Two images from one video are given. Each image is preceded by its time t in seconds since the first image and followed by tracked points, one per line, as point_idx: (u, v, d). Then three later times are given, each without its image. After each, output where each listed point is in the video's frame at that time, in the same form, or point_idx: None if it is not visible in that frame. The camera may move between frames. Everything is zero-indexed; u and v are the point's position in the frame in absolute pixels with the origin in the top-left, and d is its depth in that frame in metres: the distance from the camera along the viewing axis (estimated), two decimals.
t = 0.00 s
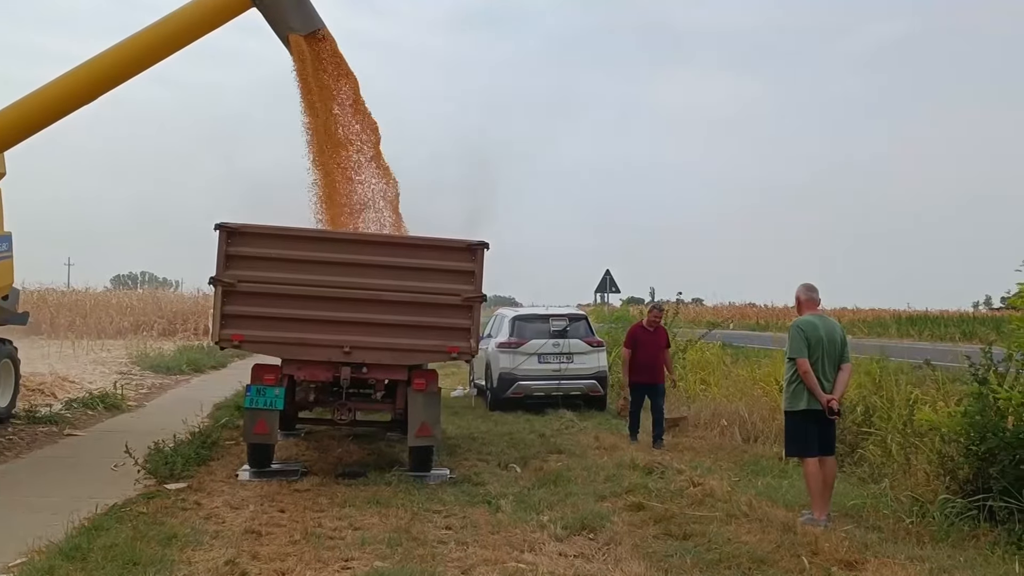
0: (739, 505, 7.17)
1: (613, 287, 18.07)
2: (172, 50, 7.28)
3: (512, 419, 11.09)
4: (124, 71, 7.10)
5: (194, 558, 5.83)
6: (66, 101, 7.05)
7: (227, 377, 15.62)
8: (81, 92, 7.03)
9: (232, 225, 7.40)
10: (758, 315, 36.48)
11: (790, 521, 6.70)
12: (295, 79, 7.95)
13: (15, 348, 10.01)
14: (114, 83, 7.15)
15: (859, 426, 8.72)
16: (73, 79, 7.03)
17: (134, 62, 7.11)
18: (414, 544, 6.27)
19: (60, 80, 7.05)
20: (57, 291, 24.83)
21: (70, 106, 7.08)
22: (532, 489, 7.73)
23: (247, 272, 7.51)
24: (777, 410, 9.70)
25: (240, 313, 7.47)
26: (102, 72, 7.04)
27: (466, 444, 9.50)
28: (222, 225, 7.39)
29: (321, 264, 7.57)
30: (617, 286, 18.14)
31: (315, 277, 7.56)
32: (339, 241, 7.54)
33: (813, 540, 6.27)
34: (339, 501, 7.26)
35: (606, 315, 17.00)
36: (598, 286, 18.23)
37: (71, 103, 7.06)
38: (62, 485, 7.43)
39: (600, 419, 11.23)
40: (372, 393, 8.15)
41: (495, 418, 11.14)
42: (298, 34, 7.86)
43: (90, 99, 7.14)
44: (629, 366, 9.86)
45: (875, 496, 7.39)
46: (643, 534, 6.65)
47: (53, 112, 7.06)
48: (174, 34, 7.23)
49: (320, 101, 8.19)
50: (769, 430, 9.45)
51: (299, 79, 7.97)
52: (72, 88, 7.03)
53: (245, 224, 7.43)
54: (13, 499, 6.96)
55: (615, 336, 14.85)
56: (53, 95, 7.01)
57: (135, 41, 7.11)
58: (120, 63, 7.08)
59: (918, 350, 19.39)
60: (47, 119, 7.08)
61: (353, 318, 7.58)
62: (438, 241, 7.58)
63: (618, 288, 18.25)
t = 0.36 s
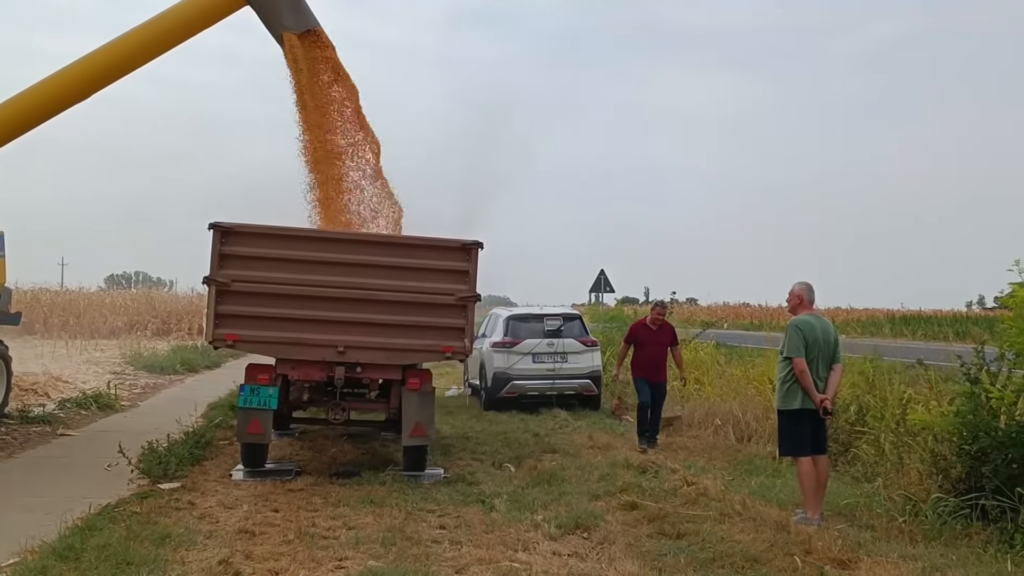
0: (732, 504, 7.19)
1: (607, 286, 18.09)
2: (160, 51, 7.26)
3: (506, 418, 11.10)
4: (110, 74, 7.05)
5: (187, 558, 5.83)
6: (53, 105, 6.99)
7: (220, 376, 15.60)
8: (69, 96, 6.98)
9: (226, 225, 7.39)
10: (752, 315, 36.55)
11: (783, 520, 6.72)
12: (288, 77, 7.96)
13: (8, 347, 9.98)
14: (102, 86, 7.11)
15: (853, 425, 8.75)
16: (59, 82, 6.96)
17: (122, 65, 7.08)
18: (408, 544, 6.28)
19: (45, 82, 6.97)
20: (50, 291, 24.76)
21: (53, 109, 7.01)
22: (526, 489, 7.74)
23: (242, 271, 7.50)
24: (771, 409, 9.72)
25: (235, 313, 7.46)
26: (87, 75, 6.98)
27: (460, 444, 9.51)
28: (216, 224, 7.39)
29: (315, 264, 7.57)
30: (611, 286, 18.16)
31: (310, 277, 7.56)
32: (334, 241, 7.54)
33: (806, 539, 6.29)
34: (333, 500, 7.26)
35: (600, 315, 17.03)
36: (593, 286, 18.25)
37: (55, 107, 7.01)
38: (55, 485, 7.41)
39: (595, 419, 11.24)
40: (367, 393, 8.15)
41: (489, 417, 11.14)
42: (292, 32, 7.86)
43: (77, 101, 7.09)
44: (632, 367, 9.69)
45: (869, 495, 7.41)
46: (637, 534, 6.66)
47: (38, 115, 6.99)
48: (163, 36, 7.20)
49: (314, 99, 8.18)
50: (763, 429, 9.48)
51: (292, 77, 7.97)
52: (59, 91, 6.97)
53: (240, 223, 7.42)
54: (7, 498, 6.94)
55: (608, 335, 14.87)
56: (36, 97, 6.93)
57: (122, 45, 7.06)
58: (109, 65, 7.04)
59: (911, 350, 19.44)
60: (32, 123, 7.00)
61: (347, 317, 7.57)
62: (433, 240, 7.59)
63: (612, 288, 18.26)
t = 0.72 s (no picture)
0: (725, 503, 7.20)
1: (601, 285, 18.09)
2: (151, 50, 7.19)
3: (499, 417, 11.10)
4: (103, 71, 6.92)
5: (179, 557, 5.81)
6: (43, 103, 6.82)
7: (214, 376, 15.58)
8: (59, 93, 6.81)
9: (218, 224, 7.38)
10: (746, 314, 36.62)
11: (776, 518, 6.74)
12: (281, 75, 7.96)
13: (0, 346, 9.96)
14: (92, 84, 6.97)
15: (846, 423, 8.77)
16: (48, 80, 6.81)
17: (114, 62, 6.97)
18: (401, 542, 6.28)
19: (33, 81, 6.80)
20: (42, 290, 24.69)
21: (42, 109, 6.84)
22: (519, 488, 7.74)
23: (234, 270, 7.48)
24: (764, 408, 9.75)
25: (228, 311, 7.45)
26: (81, 70, 6.84)
27: (453, 443, 9.50)
28: (208, 223, 7.37)
29: (308, 263, 7.56)
30: (605, 285, 18.17)
31: (302, 275, 7.55)
32: (328, 239, 7.54)
33: (799, 537, 6.30)
34: (326, 499, 7.25)
35: (594, 314, 17.04)
36: (586, 285, 18.26)
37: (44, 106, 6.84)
38: (47, 484, 7.39)
39: (588, 417, 11.26)
40: (360, 392, 8.14)
41: (482, 416, 11.14)
42: (284, 30, 7.88)
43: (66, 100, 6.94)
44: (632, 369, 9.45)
45: (861, 493, 7.43)
46: (630, 532, 6.67)
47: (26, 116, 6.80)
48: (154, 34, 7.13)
49: (308, 99, 8.20)
50: (756, 428, 9.50)
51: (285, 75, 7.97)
52: (48, 90, 6.81)
53: (232, 222, 7.41)
54: None
55: (602, 335, 14.89)
56: (28, 93, 6.75)
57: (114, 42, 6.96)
58: (101, 62, 6.92)
59: (904, 348, 19.49)
60: (21, 124, 6.81)
61: (340, 316, 7.57)
62: (426, 239, 7.58)
63: (605, 286, 18.28)
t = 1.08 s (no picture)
0: (719, 500, 7.22)
1: (595, 284, 18.11)
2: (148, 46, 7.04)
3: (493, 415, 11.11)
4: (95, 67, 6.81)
5: (173, 556, 5.80)
6: (35, 99, 6.75)
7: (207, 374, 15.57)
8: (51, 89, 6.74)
9: (212, 221, 7.36)
10: (739, 312, 36.70)
11: (769, 516, 6.75)
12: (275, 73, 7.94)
13: None
14: (88, 81, 6.89)
15: (839, 421, 8.81)
16: (42, 76, 6.74)
17: (106, 59, 6.84)
18: (395, 541, 6.27)
19: (26, 76, 6.75)
20: (35, 288, 24.61)
21: (35, 104, 6.77)
22: (514, 485, 7.75)
23: (229, 268, 7.46)
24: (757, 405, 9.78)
25: (221, 309, 7.43)
26: (77, 65, 6.76)
27: (447, 441, 9.51)
28: (202, 221, 7.35)
29: (302, 261, 7.55)
30: (599, 283, 18.19)
31: (297, 274, 7.53)
32: (322, 237, 7.53)
33: (793, 534, 6.32)
34: (320, 497, 7.25)
35: (588, 312, 17.07)
36: (580, 283, 18.28)
37: (37, 102, 6.77)
38: (40, 482, 7.37)
39: (581, 415, 11.32)
40: (354, 391, 8.14)
41: (476, 414, 11.15)
42: (278, 27, 7.90)
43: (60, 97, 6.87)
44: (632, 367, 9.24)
45: (854, 491, 7.46)
46: (624, 530, 6.68)
47: (19, 111, 6.75)
48: (150, 28, 6.98)
49: (302, 96, 8.18)
50: (749, 425, 9.53)
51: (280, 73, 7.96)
52: (43, 86, 6.75)
53: (226, 219, 7.39)
54: None
55: (596, 333, 14.91)
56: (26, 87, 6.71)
57: (107, 37, 6.83)
58: (98, 56, 6.81)
59: (897, 347, 19.55)
60: (14, 120, 6.76)
61: (334, 314, 7.55)
62: (421, 237, 7.58)
63: (599, 284, 18.29)
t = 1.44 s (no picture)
0: (716, 499, 7.22)
1: (592, 283, 18.12)
2: (147, 44, 7.03)
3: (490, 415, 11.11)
4: (91, 66, 6.78)
5: (170, 555, 5.79)
6: (33, 97, 6.73)
7: (203, 373, 15.54)
8: (49, 90, 6.73)
9: (209, 220, 7.35)
10: (735, 311, 36.74)
11: (767, 515, 6.75)
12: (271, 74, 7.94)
13: None
14: (86, 79, 6.87)
15: (836, 421, 8.83)
16: (40, 74, 6.72)
17: (105, 57, 6.83)
18: (392, 540, 6.27)
19: (23, 76, 6.74)
20: (30, 286, 24.56)
21: (33, 104, 6.77)
22: (510, 485, 7.75)
23: (225, 267, 7.45)
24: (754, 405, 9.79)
25: (218, 309, 7.42)
26: (75, 63, 6.75)
27: (444, 440, 9.50)
28: (199, 220, 7.34)
29: (299, 260, 7.54)
30: (595, 283, 18.20)
31: (293, 273, 7.52)
32: (317, 236, 7.52)
33: (790, 533, 6.33)
34: (317, 497, 7.24)
35: (585, 312, 17.08)
36: (577, 283, 18.28)
37: (35, 102, 6.77)
38: (36, 482, 7.35)
39: (578, 413, 11.34)
40: (351, 390, 8.13)
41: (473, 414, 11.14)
42: (275, 28, 7.87)
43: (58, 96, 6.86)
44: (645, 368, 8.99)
45: (851, 490, 7.47)
46: (621, 529, 6.68)
47: (17, 110, 6.74)
48: (148, 27, 6.97)
49: (298, 95, 8.18)
50: (746, 424, 9.54)
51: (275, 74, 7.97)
52: (41, 84, 6.73)
53: (223, 219, 7.38)
54: None
55: (592, 333, 14.92)
56: (24, 85, 6.70)
57: (103, 37, 6.81)
58: (95, 54, 6.79)
59: (893, 347, 19.58)
60: (11, 117, 6.74)
61: (331, 313, 7.54)
62: (417, 236, 7.57)
63: (596, 283, 18.27)
